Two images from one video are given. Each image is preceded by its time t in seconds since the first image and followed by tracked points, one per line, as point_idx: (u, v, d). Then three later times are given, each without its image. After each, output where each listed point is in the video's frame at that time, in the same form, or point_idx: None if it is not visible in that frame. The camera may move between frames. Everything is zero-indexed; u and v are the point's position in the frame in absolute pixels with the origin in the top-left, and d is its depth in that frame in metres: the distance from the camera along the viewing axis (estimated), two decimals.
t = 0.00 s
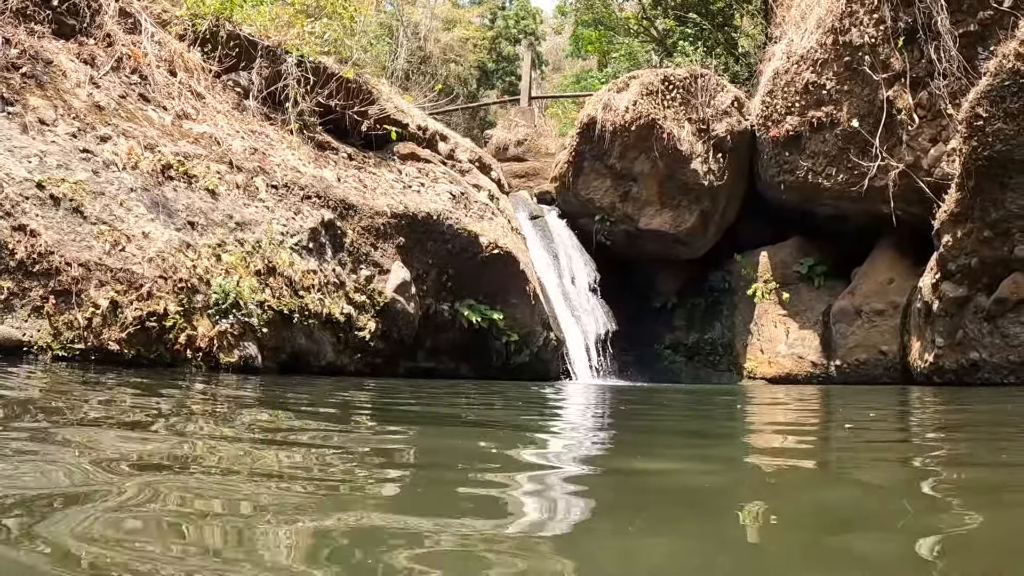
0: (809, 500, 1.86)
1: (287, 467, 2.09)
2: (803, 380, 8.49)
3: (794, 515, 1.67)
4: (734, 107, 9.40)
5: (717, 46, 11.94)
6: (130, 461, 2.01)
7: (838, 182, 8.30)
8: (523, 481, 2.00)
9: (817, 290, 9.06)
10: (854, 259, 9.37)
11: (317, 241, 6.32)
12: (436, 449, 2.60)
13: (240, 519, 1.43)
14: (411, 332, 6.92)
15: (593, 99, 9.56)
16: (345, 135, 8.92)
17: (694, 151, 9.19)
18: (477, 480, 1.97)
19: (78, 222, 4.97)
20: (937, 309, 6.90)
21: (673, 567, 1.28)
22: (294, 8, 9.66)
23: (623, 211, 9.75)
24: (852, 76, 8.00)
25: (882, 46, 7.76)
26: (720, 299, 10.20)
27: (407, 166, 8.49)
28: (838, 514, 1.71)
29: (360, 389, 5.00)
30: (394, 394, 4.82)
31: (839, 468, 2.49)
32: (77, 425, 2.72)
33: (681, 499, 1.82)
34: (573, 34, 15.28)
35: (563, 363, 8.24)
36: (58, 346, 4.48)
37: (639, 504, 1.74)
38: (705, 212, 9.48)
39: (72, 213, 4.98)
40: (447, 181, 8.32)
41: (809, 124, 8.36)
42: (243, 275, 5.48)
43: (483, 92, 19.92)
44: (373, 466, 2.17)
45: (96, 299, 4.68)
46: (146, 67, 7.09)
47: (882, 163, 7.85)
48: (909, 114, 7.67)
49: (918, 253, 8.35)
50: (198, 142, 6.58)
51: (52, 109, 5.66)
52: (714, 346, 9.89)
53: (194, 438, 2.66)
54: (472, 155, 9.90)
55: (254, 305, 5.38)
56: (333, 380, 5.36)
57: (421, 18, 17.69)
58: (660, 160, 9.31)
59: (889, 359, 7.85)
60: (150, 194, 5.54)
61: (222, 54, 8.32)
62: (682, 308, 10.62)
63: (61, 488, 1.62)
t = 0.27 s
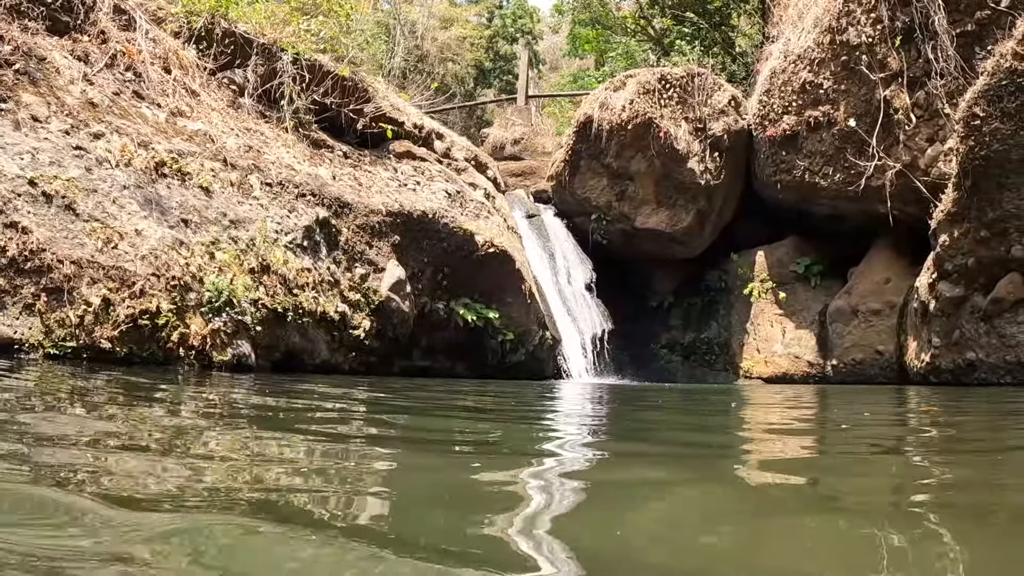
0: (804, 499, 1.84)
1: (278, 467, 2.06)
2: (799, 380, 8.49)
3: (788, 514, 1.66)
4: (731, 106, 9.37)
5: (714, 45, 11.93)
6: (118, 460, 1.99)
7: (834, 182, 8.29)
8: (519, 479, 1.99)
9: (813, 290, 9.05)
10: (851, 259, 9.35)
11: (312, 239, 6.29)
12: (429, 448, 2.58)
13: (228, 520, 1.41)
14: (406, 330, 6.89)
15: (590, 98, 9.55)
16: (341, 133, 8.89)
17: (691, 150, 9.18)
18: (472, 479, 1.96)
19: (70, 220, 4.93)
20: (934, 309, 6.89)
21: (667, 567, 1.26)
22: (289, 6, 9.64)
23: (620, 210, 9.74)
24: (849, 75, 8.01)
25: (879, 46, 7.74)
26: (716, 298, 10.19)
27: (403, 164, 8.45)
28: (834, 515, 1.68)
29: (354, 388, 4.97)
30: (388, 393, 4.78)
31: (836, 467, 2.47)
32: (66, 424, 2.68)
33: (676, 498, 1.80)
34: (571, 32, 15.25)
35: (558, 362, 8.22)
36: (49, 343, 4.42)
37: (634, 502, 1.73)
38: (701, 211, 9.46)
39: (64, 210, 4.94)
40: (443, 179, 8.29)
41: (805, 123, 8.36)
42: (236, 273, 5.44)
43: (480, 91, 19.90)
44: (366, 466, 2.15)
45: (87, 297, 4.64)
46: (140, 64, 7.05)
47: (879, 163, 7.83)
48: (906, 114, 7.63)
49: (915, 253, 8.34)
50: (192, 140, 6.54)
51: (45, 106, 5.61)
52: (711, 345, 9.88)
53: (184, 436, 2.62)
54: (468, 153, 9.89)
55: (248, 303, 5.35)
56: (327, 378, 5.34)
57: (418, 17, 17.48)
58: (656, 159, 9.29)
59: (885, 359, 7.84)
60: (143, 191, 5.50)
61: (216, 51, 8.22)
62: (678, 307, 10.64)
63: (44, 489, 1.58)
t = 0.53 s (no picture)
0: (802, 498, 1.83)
1: (273, 463, 2.04)
2: (796, 379, 8.48)
3: (786, 512, 1.65)
4: (729, 105, 9.35)
5: (712, 45, 11.93)
6: (110, 456, 1.96)
7: (832, 182, 8.29)
8: (516, 477, 1.98)
9: (810, 289, 9.05)
10: (848, 259, 9.36)
11: (308, 237, 6.26)
12: (426, 446, 2.57)
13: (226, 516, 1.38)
14: (402, 329, 6.87)
15: (588, 97, 9.54)
16: (337, 131, 8.86)
17: (689, 149, 9.15)
18: (470, 477, 1.95)
19: (65, 215, 4.89)
20: (932, 309, 6.89)
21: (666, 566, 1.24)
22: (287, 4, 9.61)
23: (617, 209, 9.73)
24: (848, 75, 8.01)
25: (878, 45, 7.74)
26: (713, 298, 10.19)
27: (400, 162, 8.43)
28: (836, 513, 1.67)
29: (350, 386, 4.95)
30: (384, 391, 4.77)
31: (835, 468, 2.45)
32: (58, 420, 2.65)
33: (675, 497, 1.78)
34: (569, 32, 15.24)
35: (555, 361, 8.20)
36: (43, 340, 4.43)
37: (630, 501, 1.72)
38: (699, 210, 9.46)
39: (59, 205, 4.90)
40: (440, 178, 8.26)
41: (803, 123, 8.36)
42: (232, 270, 5.42)
43: (478, 90, 19.88)
44: (363, 462, 2.13)
45: (81, 293, 4.61)
46: (137, 60, 7.01)
47: (877, 162, 7.83)
48: (904, 113, 7.62)
49: (912, 253, 8.34)
50: (188, 136, 6.51)
51: (40, 101, 5.56)
52: (708, 345, 9.88)
53: (179, 433, 2.61)
54: (465, 152, 9.88)
55: (243, 300, 5.33)
56: (323, 376, 5.32)
57: (417, 16, 17.25)
58: (654, 158, 9.29)
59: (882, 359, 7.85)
60: (138, 187, 5.47)
61: (213, 48, 8.19)
62: (675, 306, 10.65)
63: (34, 485, 1.56)
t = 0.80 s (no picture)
0: (799, 498, 1.82)
1: (265, 461, 2.02)
2: (794, 379, 8.48)
3: (783, 512, 1.64)
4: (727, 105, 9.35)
5: (710, 45, 11.92)
6: (100, 452, 1.94)
7: (830, 181, 8.29)
8: (513, 476, 1.96)
9: (807, 289, 9.04)
10: (845, 259, 9.35)
11: (304, 234, 6.24)
12: (422, 444, 2.55)
13: (219, 517, 1.37)
14: (399, 327, 6.85)
15: (586, 96, 9.52)
16: (334, 129, 8.84)
17: (686, 148, 9.17)
18: (466, 476, 1.93)
19: (59, 212, 4.86)
20: (929, 309, 6.88)
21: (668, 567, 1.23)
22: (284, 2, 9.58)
23: (615, 209, 9.71)
24: (845, 75, 8.01)
25: (875, 45, 7.74)
26: (711, 298, 10.18)
27: (397, 160, 8.41)
28: (833, 512, 1.66)
29: (345, 385, 4.93)
30: (379, 389, 4.74)
31: (832, 467, 2.44)
32: (49, 417, 2.62)
33: (671, 496, 1.77)
34: (566, 31, 15.23)
35: (552, 361, 8.18)
36: (35, 337, 4.40)
37: (627, 500, 1.71)
38: (696, 210, 9.44)
39: (53, 202, 4.87)
40: (437, 176, 8.24)
41: (801, 123, 8.36)
42: (227, 268, 5.39)
43: (476, 90, 19.86)
44: (358, 460, 2.11)
45: (75, 289, 4.58)
46: (133, 57, 6.97)
47: (874, 162, 7.83)
48: (902, 113, 7.61)
49: (910, 253, 8.34)
50: (184, 134, 6.48)
51: (34, 97, 5.52)
52: (705, 345, 9.87)
53: (171, 430, 2.58)
54: (462, 151, 9.87)
55: (238, 298, 5.31)
56: (319, 375, 5.29)
57: (414, 15, 17.34)
58: (651, 158, 9.27)
59: (879, 359, 7.84)
60: (133, 184, 5.44)
61: (210, 46, 8.18)
62: (672, 306, 10.65)
63: (22, 483, 1.53)
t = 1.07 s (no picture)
0: (794, 498, 1.80)
1: (253, 463, 1.99)
2: (791, 381, 8.46)
3: (777, 512, 1.62)
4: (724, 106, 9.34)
5: (708, 45, 11.89)
6: (85, 454, 1.91)
7: (828, 182, 8.27)
8: (506, 476, 1.95)
9: (805, 290, 9.02)
10: (843, 260, 9.33)
11: (299, 235, 6.21)
12: (414, 446, 2.52)
13: (208, 514, 1.35)
14: (394, 328, 6.82)
15: (583, 96, 9.50)
16: (330, 129, 8.80)
17: (683, 149, 9.15)
18: (459, 476, 1.92)
19: (51, 212, 4.82)
20: (927, 310, 6.86)
21: (668, 566, 1.20)
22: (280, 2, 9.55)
23: (612, 209, 9.69)
24: (843, 75, 7.98)
25: (873, 46, 7.73)
26: (708, 298, 10.16)
27: (393, 161, 8.38)
28: (830, 513, 1.64)
29: (340, 385, 4.90)
30: (374, 390, 4.71)
31: (828, 469, 2.42)
32: (36, 419, 2.59)
33: (666, 496, 1.75)
34: (564, 32, 15.21)
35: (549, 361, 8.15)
36: (28, 338, 4.33)
37: (620, 499, 1.69)
38: (694, 210, 9.42)
39: (45, 202, 4.83)
40: (433, 177, 8.21)
41: (799, 123, 8.34)
42: (221, 268, 5.37)
43: (474, 90, 19.84)
44: (349, 462, 2.08)
45: (67, 290, 4.55)
46: (128, 56, 6.93)
47: (872, 163, 7.81)
48: (900, 114, 7.61)
49: (908, 254, 8.32)
50: (178, 133, 6.44)
51: (27, 96, 5.48)
52: (703, 346, 9.85)
53: (160, 432, 2.55)
54: (459, 151, 9.84)
55: (232, 298, 5.28)
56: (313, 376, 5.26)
57: (412, 15, 17.33)
58: (648, 158, 9.25)
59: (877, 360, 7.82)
60: (127, 184, 5.40)
61: (206, 46, 8.15)
62: (670, 307, 10.64)
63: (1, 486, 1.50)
